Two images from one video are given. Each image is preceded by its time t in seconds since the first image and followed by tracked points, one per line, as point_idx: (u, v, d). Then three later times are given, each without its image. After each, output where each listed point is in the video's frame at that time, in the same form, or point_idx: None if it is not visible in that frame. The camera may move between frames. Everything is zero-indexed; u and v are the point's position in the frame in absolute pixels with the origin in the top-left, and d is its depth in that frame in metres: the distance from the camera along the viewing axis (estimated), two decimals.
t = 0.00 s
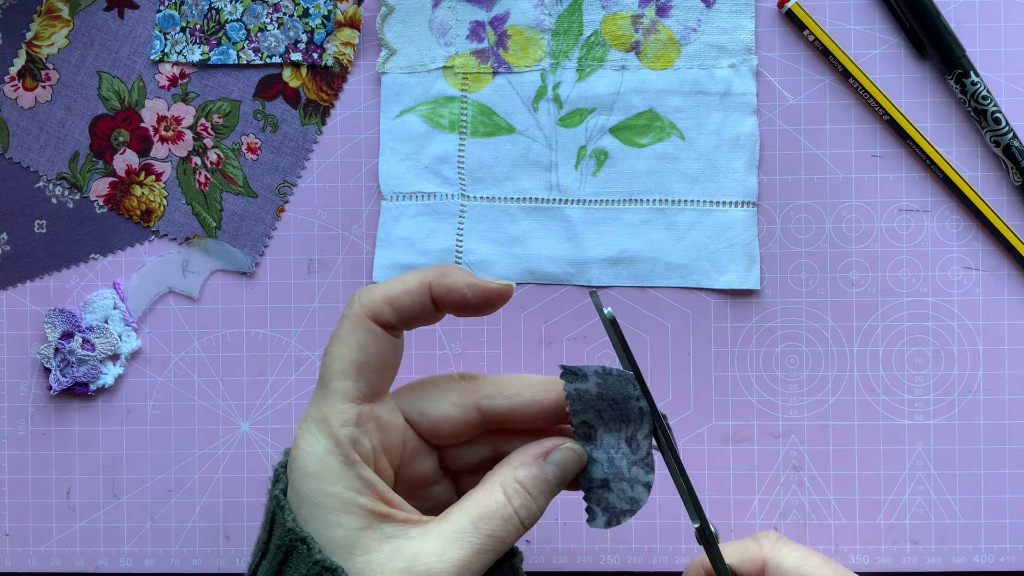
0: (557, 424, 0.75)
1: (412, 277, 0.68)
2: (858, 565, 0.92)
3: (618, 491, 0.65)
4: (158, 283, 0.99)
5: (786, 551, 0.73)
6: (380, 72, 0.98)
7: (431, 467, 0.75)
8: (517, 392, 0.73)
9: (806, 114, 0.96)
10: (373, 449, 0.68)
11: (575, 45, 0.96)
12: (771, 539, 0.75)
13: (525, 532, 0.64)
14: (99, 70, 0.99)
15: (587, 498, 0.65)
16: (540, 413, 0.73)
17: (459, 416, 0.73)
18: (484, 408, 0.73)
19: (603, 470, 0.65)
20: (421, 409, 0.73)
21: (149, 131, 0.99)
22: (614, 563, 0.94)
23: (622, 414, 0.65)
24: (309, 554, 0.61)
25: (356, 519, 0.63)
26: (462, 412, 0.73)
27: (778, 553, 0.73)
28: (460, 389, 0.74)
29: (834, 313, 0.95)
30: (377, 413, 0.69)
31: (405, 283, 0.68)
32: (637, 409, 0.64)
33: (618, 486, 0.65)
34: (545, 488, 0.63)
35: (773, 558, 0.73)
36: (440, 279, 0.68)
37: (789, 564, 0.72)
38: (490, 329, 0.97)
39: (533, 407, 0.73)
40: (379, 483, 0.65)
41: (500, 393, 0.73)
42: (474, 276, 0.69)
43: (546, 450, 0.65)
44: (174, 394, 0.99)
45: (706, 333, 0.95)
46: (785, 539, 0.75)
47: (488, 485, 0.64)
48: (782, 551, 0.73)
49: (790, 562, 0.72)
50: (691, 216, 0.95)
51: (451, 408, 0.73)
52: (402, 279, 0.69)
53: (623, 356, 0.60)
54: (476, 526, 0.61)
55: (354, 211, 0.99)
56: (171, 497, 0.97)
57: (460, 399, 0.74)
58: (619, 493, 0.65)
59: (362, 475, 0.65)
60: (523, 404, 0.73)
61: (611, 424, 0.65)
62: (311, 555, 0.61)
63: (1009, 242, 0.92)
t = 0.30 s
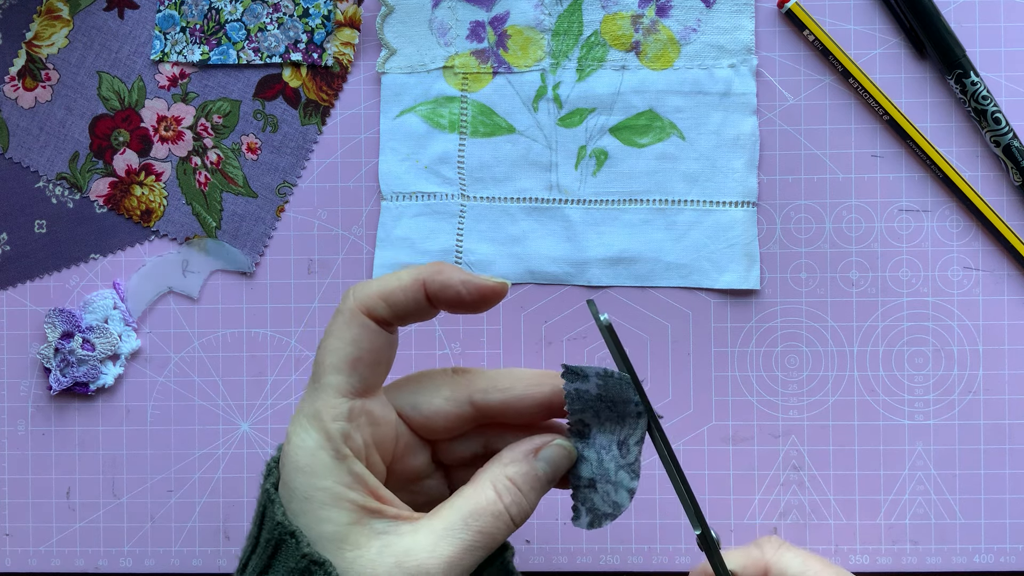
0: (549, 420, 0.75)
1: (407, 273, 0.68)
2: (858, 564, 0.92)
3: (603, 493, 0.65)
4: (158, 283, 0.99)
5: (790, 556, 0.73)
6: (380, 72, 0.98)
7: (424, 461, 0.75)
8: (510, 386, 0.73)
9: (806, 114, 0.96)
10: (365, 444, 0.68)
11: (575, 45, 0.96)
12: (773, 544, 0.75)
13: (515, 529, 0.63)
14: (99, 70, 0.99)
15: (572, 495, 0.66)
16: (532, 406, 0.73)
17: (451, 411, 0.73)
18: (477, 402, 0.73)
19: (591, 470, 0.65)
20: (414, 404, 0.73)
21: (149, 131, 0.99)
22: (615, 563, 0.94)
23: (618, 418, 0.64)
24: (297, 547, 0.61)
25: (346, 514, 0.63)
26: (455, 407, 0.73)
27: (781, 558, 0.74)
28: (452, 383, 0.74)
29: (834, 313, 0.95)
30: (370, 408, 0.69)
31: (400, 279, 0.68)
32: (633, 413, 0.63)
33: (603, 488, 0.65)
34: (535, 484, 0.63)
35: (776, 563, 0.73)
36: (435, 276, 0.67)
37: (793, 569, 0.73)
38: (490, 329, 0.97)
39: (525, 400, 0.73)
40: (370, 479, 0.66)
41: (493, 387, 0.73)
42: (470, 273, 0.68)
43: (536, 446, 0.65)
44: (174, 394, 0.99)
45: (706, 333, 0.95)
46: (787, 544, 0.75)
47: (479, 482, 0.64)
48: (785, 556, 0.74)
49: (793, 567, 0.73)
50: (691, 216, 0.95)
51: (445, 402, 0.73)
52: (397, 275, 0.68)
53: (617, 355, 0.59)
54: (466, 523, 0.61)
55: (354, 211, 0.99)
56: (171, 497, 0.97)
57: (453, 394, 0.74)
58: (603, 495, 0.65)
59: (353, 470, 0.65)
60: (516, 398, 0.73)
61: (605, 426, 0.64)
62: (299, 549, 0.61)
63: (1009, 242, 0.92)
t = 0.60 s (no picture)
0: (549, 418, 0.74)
1: (414, 265, 0.68)
2: (858, 565, 0.92)
3: (610, 474, 0.64)
4: (158, 283, 0.99)
5: (793, 556, 0.74)
6: (380, 72, 0.98)
7: (430, 448, 0.75)
8: (511, 374, 0.73)
9: (806, 114, 0.96)
10: (373, 431, 0.68)
11: (575, 45, 0.96)
12: (777, 543, 0.75)
13: (524, 519, 0.62)
14: (99, 70, 0.99)
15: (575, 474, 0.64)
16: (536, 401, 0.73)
17: (456, 399, 0.73)
18: (480, 389, 0.73)
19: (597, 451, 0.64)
20: (419, 392, 0.73)
21: (149, 131, 0.99)
22: (615, 563, 0.94)
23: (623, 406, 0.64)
24: (305, 538, 0.61)
25: (354, 500, 0.63)
26: (458, 395, 0.73)
27: (784, 558, 0.74)
28: (457, 370, 0.74)
29: (834, 313, 0.95)
30: (377, 395, 0.69)
31: (406, 270, 0.68)
32: (636, 406, 0.63)
33: (611, 471, 0.64)
34: (543, 480, 0.61)
35: (778, 563, 0.73)
36: (440, 270, 0.68)
37: (796, 569, 0.73)
38: (490, 329, 0.97)
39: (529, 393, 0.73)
40: (378, 465, 0.65)
41: (496, 377, 0.73)
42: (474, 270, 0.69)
43: (550, 440, 0.62)
44: (174, 394, 0.99)
45: (706, 333, 0.95)
46: (790, 543, 0.76)
47: (487, 471, 0.62)
48: (788, 556, 0.74)
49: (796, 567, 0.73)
50: (691, 216, 0.95)
51: (448, 389, 0.73)
52: (404, 266, 0.69)
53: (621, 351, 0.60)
54: (470, 512, 0.61)
55: (354, 211, 0.99)
56: (171, 497, 0.97)
57: (455, 381, 0.73)
58: (612, 475, 0.64)
59: (361, 456, 0.65)
60: (519, 391, 0.73)
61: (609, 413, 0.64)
62: (307, 539, 0.60)
63: (1009, 242, 0.92)
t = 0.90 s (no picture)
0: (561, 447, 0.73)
1: (424, 263, 0.68)
2: (858, 565, 0.92)
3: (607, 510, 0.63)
4: (158, 283, 0.99)
5: (761, 559, 0.72)
6: (380, 72, 0.98)
7: (440, 460, 0.75)
8: (527, 397, 0.73)
9: (805, 114, 0.96)
10: (383, 428, 0.68)
11: (575, 45, 0.96)
12: (746, 543, 0.74)
13: (541, 518, 0.62)
14: (99, 70, 0.99)
15: (571, 502, 0.64)
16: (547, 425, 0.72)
17: (469, 412, 0.73)
18: (494, 406, 0.73)
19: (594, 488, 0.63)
20: (432, 399, 0.73)
21: (149, 131, 0.99)
22: (615, 563, 0.94)
23: (625, 455, 0.61)
24: (315, 535, 0.61)
25: (366, 496, 0.63)
26: (473, 409, 0.73)
27: (752, 561, 0.72)
28: (474, 385, 0.74)
29: (834, 313, 0.95)
30: (386, 393, 0.68)
31: (416, 268, 0.68)
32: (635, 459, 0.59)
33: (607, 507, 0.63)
34: (561, 477, 0.61)
35: (746, 564, 0.72)
36: (450, 270, 0.68)
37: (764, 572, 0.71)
38: (490, 329, 0.97)
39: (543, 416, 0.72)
40: (388, 462, 0.65)
41: (512, 395, 0.73)
42: (484, 273, 0.68)
43: (565, 439, 0.62)
44: (174, 394, 0.99)
45: (706, 333, 0.95)
46: (761, 544, 0.74)
47: (505, 470, 0.63)
48: (756, 558, 0.72)
49: (764, 570, 0.71)
50: (691, 216, 0.95)
51: (462, 402, 0.73)
52: (414, 265, 0.69)
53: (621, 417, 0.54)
54: (487, 509, 0.61)
55: (354, 211, 0.98)
56: (171, 497, 0.97)
57: (471, 395, 0.73)
58: (608, 512, 0.63)
59: (371, 453, 0.65)
60: (534, 414, 0.72)
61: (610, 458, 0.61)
62: (317, 536, 0.60)
63: (1009, 242, 0.92)
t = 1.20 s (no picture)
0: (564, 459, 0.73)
1: (437, 272, 0.69)
2: (858, 565, 0.92)
3: (600, 531, 0.62)
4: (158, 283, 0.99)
5: (765, 539, 0.72)
6: (380, 73, 0.98)
7: (443, 467, 0.75)
8: (532, 408, 0.73)
9: (805, 114, 0.96)
10: (390, 437, 0.68)
11: (575, 45, 0.96)
12: (751, 525, 0.74)
13: (546, 531, 0.62)
14: (99, 70, 0.99)
15: (565, 522, 0.63)
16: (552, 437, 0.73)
17: (475, 421, 0.73)
18: (499, 416, 0.73)
19: (589, 505, 0.63)
20: (439, 407, 0.73)
21: (149, 131, 0.99)
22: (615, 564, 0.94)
23: (628, 465, 0.60)
24: (317, 539, 0.62)
25: (372, 504, 0.63)
26: (478, 417, 0.73)
27: (756, 542, 0.72)
28: (481, 394, 0.74)
29: (834, 313, 0.95)
30: (394, 402, 0.68)
31: (428, 277, 0.68)
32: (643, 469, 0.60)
33: (601, 527, 0.62)
34: (568, 492, 0.61)
35: (751, 545, 0.72)
36: (464, 279, 0.68)
37: (767, 552, 0.71)
38: (490, 329, 0.97)
39: (549, 428, 0.73)
40: (395, 470, 0.65)
41: (519, 406, 0.73)
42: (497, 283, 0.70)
43: (574, 453, 0.61)
44: (174, 395, 0.99)
45: (706, 333, 0.95)
46: (765, 525, 0.74)
47: (511, 481, 0.62)
48: (760, 539, 0.72)
49: (768, 550, 0.71)
50: (691, 216, 0.95)
51: (467, 411, 0.73)
52: (426, 273, 0.69)
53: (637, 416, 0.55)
54: (493, 522, 0.60)
55: (354, 211, 0.99)
56: (171, 497, 0.97)
57: (476, 404, 0.74)
58: (599, 534, 0.62)
59: (378, 461, 0.64)
60: (539, 424, 0.73)
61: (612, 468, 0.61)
62: (319, 541, 0.61)
63: (1009, 242, 0.93)
